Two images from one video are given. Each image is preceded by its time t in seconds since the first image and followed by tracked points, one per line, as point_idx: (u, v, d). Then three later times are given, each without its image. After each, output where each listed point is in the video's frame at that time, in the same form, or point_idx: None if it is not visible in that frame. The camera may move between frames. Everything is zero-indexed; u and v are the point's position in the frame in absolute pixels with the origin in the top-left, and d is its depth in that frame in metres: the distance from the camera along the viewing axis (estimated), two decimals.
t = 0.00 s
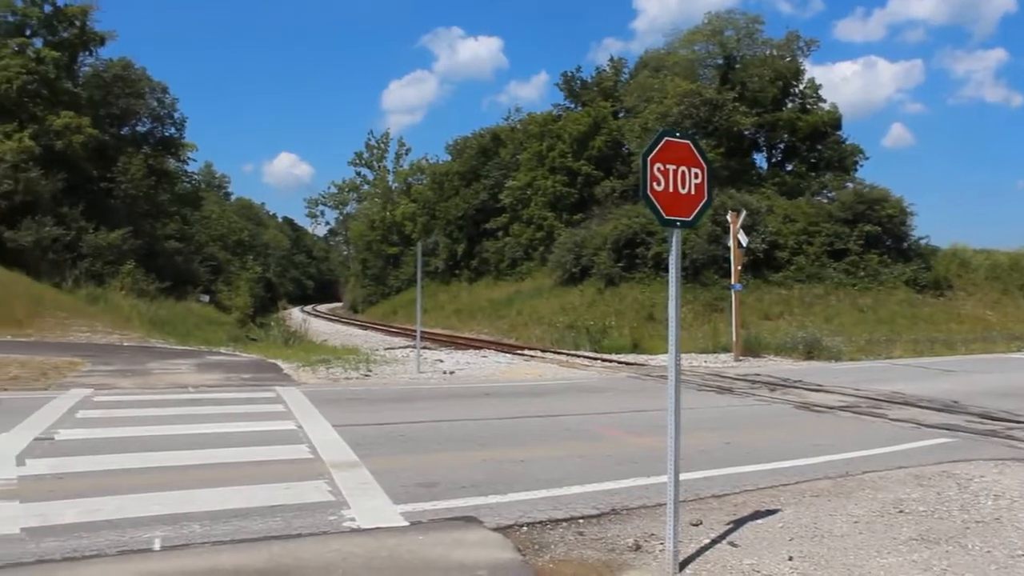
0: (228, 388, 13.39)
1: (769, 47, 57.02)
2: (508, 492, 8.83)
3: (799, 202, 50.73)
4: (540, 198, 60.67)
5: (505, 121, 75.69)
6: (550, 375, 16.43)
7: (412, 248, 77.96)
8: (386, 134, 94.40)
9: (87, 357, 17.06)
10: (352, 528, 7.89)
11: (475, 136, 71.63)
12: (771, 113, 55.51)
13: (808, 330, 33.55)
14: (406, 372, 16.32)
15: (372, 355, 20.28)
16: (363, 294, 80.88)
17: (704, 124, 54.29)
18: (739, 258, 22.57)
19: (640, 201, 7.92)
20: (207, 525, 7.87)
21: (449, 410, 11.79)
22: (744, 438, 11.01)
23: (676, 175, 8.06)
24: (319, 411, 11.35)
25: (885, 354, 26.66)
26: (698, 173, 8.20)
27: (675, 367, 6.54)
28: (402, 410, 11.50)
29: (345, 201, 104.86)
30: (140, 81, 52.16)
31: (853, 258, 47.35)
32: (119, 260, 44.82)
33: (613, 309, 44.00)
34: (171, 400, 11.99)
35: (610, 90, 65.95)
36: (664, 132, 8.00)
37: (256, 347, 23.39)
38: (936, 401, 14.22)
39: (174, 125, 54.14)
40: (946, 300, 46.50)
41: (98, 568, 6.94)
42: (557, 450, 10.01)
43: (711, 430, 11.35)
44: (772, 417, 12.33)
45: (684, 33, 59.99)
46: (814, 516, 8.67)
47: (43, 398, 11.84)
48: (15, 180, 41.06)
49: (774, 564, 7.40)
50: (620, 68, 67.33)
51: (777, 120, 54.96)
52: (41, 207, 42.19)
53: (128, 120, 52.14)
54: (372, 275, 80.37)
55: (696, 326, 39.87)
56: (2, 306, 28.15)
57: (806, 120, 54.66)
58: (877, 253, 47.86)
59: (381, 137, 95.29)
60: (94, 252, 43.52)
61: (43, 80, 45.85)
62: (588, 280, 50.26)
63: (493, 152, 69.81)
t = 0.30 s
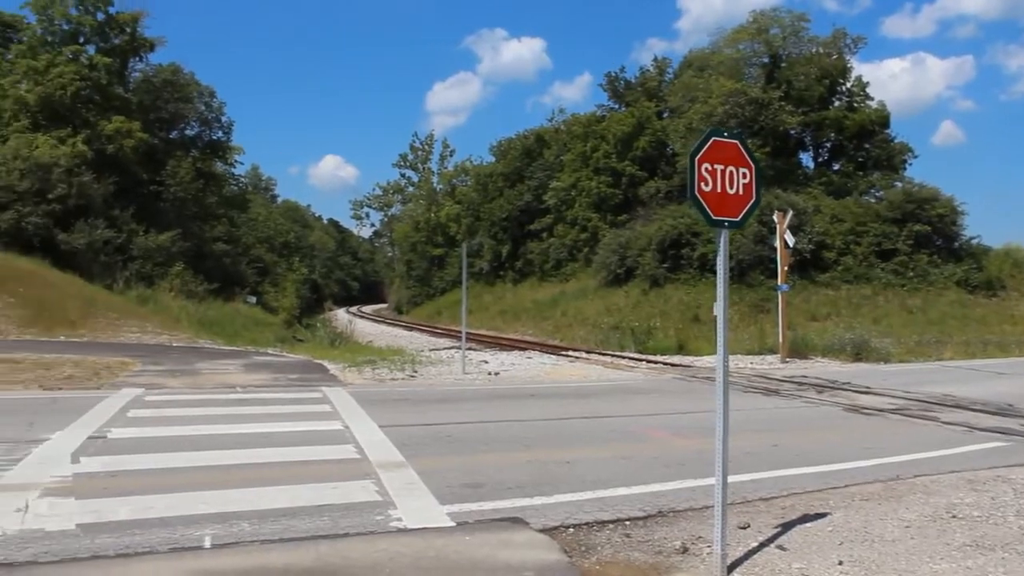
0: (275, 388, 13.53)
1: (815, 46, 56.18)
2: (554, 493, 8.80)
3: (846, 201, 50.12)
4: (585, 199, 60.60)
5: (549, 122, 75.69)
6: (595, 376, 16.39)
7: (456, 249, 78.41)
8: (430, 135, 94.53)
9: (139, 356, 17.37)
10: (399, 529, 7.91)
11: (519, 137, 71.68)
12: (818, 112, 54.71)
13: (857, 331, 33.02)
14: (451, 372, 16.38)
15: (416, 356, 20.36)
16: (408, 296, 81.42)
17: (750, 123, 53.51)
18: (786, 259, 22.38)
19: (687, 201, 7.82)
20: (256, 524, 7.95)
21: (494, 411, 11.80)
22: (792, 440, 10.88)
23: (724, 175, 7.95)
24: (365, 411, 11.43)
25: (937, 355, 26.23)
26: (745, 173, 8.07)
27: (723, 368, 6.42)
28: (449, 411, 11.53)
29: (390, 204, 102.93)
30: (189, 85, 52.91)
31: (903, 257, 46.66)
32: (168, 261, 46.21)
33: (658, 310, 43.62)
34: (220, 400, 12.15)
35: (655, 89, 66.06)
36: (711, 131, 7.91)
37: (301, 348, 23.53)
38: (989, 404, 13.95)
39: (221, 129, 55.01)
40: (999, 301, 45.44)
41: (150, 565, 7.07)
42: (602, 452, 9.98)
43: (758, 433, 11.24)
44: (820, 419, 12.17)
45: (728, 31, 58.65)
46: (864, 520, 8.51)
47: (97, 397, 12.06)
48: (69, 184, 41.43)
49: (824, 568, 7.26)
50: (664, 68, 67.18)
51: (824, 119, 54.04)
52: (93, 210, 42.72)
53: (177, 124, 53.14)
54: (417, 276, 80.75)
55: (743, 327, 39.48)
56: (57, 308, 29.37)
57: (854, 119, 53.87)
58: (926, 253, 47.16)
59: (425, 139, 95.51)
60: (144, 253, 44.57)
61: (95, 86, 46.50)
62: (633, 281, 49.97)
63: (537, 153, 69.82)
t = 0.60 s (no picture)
0: (323, 390, 13.65)
1: (864, 43, 54.04)
2: (602, 496, 8.76)
3: (896, 201, 49.34)
4: (630, 200, 60.35)
5: (595, 123, 75.39)
6: (641, 378, 16.34)
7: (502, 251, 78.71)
8: (474, 137, 94.97)
9: (190, 358, 17.64)
10: (447, 530, 7.92)
11: (564, 139, 71.53)
12: (867, 110, 53.36)
13: (907, 333, 32.40)
14: (498, 374, 16.43)
15: (462, 358, 20.46)
16: (453, 298, 81.76)
17: (796, 123, 52.37)
18: (834, 259, 22.14)
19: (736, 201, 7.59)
20: (305, 524, 8.02)
21: (541, 413, 11.81)
22: (842, 444, 10.74)
23: (773, 176, 7.71)
24: (412, 412, 11.50)
25: (991, 358, 25.75)
26: (796, 173, 7.82)
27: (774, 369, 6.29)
28: (496, 413, 11.56)
29: (435, 205, 103.61)
30: (237, 91, 53.06)
31: (954, 258, 45.84)
32: (218, 264, 46.59)
33: (704, 312, 43.09)
34: (269, 401, 12.28)
35: (700, 90, 65.34)
36: (760, 131, 7.69)
37: (348, 350, 23.68)
38: None
39: (270, 133, 54.84)
40: None
41: (203, 563, 7.17)
42: (649, 454, 9.93)
43: (806, 436, 11.12)
44: (870, 423, 12.01)
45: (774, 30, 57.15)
46: (918, 525, 8.30)
47: (149, 398, 12.27)
48: (122, 189, 42.35)
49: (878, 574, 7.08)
50: (710, 68, 66.66)
51: (873, 118, 52.78)
52: (145, 214, 43.43)
53: (226, 128, 53.13)
54: (462, 278, 81.12)
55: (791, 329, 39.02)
56: (110, 310, 30.19)
57: (903, 117, 52.59)
58: (979, 253, 46.30)
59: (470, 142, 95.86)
60: (194, 257, 45.32)
61: (147, 92, 46.91)
62: (680, 283, 49.53)
63: (582, 155, 69.80)
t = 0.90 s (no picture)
0: (374, 390, 13.77)
1: (918, 41, 52.84)
2: (653, 499, 8.69)
3: (951, 201, 48.32)
4: (680, 201, 59.68)
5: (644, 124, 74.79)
6: (692, 380, 16.24)
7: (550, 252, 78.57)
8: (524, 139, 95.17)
9: (242, 358, 17.84)
10: (497, 531, 7.91)
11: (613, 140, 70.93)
12: (921, 109, 52.11)
13: (964, 337, 31.64)
14: (547, 375, 16.44)
15: (512, 359, 20.49)
16: (502, 299, 82.40)
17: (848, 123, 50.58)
18: (889, 260, 21.84)
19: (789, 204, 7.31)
20: (357, 523, 8.06)
21: (591, 414, 11.79)
22: (898, 449, 10.56)
23: (829, 176, 7.40)
24: (462, 413, 11.53)
25: None
26: (852, 173, 7.50)
27: (830, 373, 6.16)
28: (547, 414, 11.56)
29: (484, 207, 104.46)
30: (289, 93, 53.88)
31: (1013, 260, 44.69)
32: (270, 265, 46.90)
33: (755, 315, 42.26)
34: (321, 401, 12.40)
35: (751, 90, 64.38)
36: (815, 131, 7.39)
37: (400, 350, 23.87)
38: None
39: (320, 135, 55.58)
40: None
41: (257, 561, 7.24)
42: (700, 457, 9.85)
43: (860, 441, 10.95)
44: (927, 428, 11.78)
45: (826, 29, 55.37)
46: (978, 533, 8.04)
47: (203, 396, 12.46)
48: (176, 191, 42.93)
49: None
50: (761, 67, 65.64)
51: (927, 117, 51.55)
52: (199, 215, 44.21)
53: (277, 131, 53.93)
54: (512, 280, 81.38)
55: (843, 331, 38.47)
56: (164, 311, 30.87)
57: (959, 116, 51.53)
58: None
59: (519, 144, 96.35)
60: (246, 257, 45.87)
61: (200, 96, 47.98)
62: (730, 285, 48.25)
63: (631, 156, 68.44)
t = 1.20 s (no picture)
0: (430, 391, 13.84)
1: (980, 36, 50.49)
2: (711, 503, 8.60)
3: (1015, 201, 46.89)
4: (735, 202, 58.45)
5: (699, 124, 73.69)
6: (748, 383, 16.06)
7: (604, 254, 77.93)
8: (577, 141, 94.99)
9: (299, 359, 18.06)
10: (553, 534, 7.89)
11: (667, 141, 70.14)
12: (985, 106, 50.23)
13: None
14: (601, 378, 16.38)
15: (566, 361, 20.46)
16: (557, 300, 82.66)
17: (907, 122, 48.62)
18: (951, 261, 21.37)
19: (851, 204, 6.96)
20: (414, 524, 8.09)
21: (645, 417, 11.73)
22: (962, 456, 10.31)
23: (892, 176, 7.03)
24: (516, 415, 11.56)
25: None
26: (916, 173, 7.11)
27: (894, 377, 6.01)
28: (603, 416, 11.54)
29: (537, 209, 104.59)
30: (344, 97, 54.84)
31: None
32: (326, 267, 47.31)
33: (811, 316, 41.37)
34: (377, 402, 12.51)
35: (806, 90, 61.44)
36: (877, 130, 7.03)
37: (454, 353, 23.99)
38: None
39: (374, 138, 56.42)
40: None
41: (315, 560, 7.31)
42: (757, 461, 9.73)
43: (921, 447, 10.72)
44: (992, 434, 11.49)
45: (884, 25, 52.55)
46: None
47: (261, 396, 12.65)
48: (233, 194, 43.46)
49: None
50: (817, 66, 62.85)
51: (991, 115, 49.74)
52: (255, 218, 44.51)
53: (332, 134, 55.12)
54: (566, 282, 81.42)
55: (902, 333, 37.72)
56: (222, 311, 31.65)
57: None
58: None
59: (572, 146, 96.35)
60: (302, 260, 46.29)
61: (258, 100, 49.40)
62: (786, 287, 47.44)
63: (686, 157, 67.59)
